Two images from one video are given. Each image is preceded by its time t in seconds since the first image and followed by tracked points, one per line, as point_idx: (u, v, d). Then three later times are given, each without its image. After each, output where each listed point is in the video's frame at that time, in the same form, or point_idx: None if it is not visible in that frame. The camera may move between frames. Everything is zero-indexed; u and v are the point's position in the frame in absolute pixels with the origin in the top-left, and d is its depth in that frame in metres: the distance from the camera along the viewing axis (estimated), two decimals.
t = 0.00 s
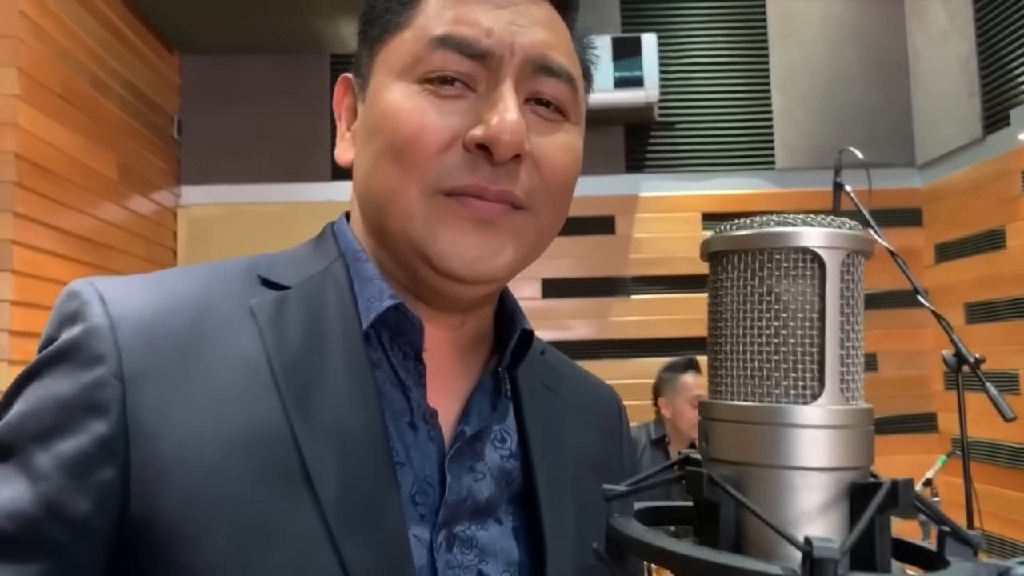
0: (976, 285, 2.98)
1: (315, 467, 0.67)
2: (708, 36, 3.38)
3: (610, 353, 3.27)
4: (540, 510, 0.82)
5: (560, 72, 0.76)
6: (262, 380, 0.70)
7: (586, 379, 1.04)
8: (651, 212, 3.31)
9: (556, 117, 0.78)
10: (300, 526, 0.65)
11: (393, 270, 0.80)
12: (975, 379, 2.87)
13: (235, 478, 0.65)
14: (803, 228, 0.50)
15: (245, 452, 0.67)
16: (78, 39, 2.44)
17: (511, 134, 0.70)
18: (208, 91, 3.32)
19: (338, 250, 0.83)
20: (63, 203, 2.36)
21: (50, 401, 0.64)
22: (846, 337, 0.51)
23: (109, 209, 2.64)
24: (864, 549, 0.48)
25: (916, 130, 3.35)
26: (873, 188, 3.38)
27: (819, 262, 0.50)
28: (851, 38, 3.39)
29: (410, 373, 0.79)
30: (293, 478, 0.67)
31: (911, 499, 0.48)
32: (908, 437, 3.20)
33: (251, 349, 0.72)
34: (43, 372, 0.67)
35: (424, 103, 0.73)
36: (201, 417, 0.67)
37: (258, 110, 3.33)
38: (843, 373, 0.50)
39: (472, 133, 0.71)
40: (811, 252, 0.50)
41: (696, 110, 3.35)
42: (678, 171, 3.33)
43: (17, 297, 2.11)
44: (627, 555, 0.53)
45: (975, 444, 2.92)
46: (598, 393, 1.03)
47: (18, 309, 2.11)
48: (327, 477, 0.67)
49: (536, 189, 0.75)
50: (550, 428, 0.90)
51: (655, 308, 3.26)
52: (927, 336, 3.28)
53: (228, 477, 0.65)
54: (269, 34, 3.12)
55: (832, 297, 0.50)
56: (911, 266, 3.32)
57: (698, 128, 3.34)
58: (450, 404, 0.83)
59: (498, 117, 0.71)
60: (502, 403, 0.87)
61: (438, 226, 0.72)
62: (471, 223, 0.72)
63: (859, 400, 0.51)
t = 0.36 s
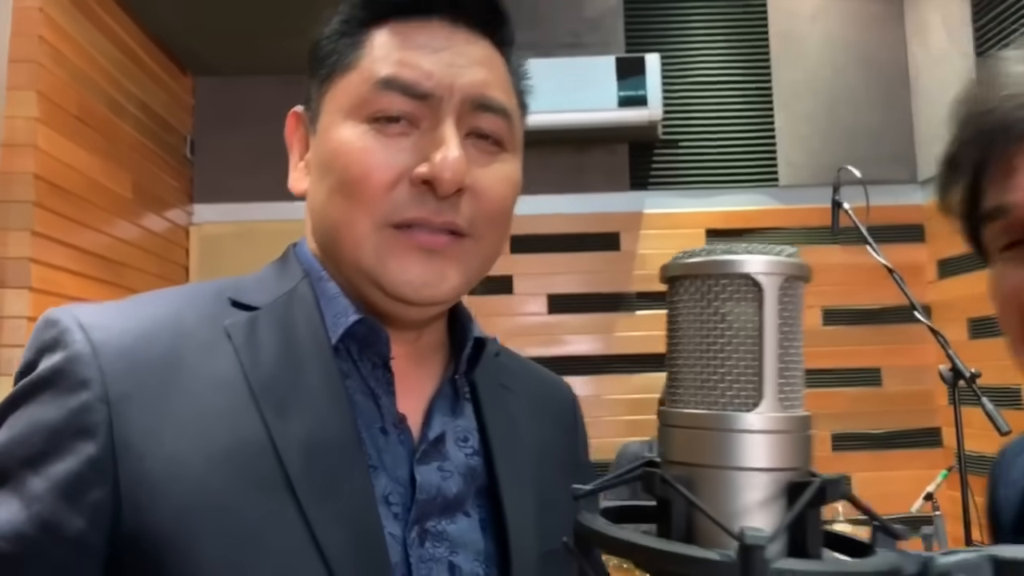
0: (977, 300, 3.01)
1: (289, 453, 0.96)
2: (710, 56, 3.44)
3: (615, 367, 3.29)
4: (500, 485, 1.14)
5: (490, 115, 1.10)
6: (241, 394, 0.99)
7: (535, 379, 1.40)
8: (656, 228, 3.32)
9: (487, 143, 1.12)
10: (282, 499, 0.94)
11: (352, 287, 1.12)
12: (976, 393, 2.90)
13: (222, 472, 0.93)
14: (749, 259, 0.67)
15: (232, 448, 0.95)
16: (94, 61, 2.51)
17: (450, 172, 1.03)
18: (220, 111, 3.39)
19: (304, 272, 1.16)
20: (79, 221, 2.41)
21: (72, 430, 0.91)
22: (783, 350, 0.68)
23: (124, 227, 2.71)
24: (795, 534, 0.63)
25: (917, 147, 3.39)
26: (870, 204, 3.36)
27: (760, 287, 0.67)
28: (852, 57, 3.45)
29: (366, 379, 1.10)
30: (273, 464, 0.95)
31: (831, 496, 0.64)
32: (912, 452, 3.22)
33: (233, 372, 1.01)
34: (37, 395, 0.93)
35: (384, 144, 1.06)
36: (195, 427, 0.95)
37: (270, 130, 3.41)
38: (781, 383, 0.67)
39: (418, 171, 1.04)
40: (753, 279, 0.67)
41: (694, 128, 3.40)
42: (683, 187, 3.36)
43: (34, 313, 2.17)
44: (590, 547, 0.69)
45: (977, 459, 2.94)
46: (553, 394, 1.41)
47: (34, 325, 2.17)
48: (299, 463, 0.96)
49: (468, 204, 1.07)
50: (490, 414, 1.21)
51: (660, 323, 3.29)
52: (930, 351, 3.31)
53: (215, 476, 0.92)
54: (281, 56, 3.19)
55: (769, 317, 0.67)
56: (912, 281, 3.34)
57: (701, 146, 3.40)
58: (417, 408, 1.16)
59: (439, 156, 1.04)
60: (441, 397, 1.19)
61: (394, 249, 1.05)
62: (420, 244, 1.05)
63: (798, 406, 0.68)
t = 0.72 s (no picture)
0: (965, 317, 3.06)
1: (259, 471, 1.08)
2: (702, 77, 3.53)
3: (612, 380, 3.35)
4: (424, 470, 1.24)
5: (415, 190, 1.22)
6: (211, 424, 1.11)
7: (452, 372, 1.49)
8: (651, 245, 3.39)
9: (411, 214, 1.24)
10: (257, 511, 1.06)
11: (295, 332, 1.22)
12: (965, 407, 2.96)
13: (205, 493, 1.05)
14: (646, 276, 0.85)
15: (210, 473, 1.06)
16: (104, 85, 2.60)
17: (389, 246, 1.16)
18: (227, 129, 3.48)
19: (248, 318, 1.25)
20: (89, 239, 2.49)
21: (77, 471, 1.01)
22: (672, 351, 0.85)
23: (132, 244, 2.79)
24: (677, 504, 0.81)
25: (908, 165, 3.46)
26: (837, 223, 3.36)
27: (653, 301, 0.84)
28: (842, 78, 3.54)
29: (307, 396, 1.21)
30: (246, 481, 1.07)
31: (709, 471, 0.81)
32: (903, 465, 3.28)
33: (202, 406, 1.12)
34: (44, 450, 1.04)
35: (323, 224, 1.16)
36: (179, 457, 1.07)
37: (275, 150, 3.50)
38: (670, 378, 0.84)
39: (360, 245, 1.16)
40: (647, 294, 0.84)
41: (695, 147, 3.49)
42: (677, 205, 3.44)
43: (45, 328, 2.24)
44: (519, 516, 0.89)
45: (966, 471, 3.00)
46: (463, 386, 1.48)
47: (45, 339, 2.25)
48: (265, 474, 1.08)
49: (401, 271, 1.20)
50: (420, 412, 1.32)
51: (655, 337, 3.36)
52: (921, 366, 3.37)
53: (199, 499, 1.04)
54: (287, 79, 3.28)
55: (660, 327, 0.84)
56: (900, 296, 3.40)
57: (694, 165, 3.48)
58: (352, 414, 1.25)
59: (379, 237, 1.16)
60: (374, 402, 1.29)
61: (338, 310, 1.16)
62: (359, 304, 1.17)
63: (689, 399, 0.85)
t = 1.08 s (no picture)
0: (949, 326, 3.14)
1: (255, 478, 1.16)
2: (694, 92, 3.62)
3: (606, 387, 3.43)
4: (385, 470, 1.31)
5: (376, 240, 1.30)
6: (212, 437, 1.19)
7: (398, 389, 1.51)
8: (644, 255, 3.48)
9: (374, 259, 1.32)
10: (255, 515, 1.15)
11: (275, 358, 1.29)
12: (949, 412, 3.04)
13: (210, 501, 1.13)
14: (577, 295, 0.85)
15: (213, 482, 1.15)
16: (112, 101, 2.69)
17: (356, 288, 1.24)
18: (232, 143, 3.57)
19: (233, 350, 1.32)
20: (97, 251, 2.58)
21: (99, 487, 1.10)
22: (597, 365, 0.84)
23: (138, 255, 2.87)
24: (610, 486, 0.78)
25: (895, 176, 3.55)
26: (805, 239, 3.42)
27: (585, 317, 0.84)
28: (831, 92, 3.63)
29: (283, 411, 1.29)
30: (243, 487, 1.16)
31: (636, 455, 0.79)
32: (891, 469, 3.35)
33: (201, 423, 1.20)
34: (74, 467, 1.12)
35: (299, 270, 1.24)
36: (188, 468, 1.15)
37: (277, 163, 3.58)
38: (600, 385, 0.84)
39: (331, 289, 1.24)
40: (582, 309, 0.84)
41: (685, 159, 3.58)
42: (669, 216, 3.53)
43: (53, 337, 2.32)
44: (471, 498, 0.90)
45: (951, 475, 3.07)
46: (409, 400, 1.50)
47: (54, 347, 2.33)
48: (258, 479, 1.16)
49: (366, 308, 1.27)
50: (382, 425, 1.39)
51: (648, 345, 3.44)
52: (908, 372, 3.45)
53: (207, 503, 1.13)
54: (289, 94, 3.37)
55: (588, 342, 0.84)
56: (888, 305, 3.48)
57: (687, 177, 3.57)
58: (323, 424, 1.33)
59: (347, 282, 1.24)
60: (342, 414, 1.37)
61: (311, 343, 1.24)
62: (330, 335, 1.25)
63: (616, 399, 0.85)
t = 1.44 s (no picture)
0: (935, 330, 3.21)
1: (257, 473, 1.25)
2: (685, 101, 3.69)
3: (599, 391, 3.50)
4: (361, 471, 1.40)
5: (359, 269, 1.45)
6: (217, 436, 1.27)
7: (366, 404, 1.57)
8: (636, 261, 3.55)
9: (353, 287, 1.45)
10: (257, 506, 1.23)
11: (266, 368, 1.39)
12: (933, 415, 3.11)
13: (216, 493, 1.21)
14: (549, 321, 0.93)
15: (219, 475, 1.23)
16: (116, 113, 2.75)
17: (343, 311, 1.37)
18: (232, 152, 3.64)
19: (229, 361, 1.40)
20: (101, 259, 2.64)
21: (117, 476, 1.15)
22: (568, 384, 0.91)
23: (140, 263, 2.93)
24: (577, 492, 0.85)
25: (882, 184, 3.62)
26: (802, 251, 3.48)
27: (555, 340, 0.92)
28: (820, 102, 3.70)
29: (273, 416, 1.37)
30: (246, 481, 1.24)
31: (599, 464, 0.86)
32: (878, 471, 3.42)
33: (205, 422, 1.28)
34: (93, 458, 1.18)
35: (292, 293, 1.36)
36: (196, 462, 1.22)
37: (276, 172, 3.65)
38: (570, 400, 0.91)
39: (319, 310, 1.36)
40: (551, 333, 0.92)
41: (677, 168, 3.65)
42: (661, 223, 3.60)
43: (58, 343, 2.38)
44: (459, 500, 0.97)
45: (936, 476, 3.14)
46: (376, 414, 1.57)
47: (59, 353, 2.38)
48: (260, 474, 1.24)
49: (348, 328, 1.40)
50: (357, 433, 1.47)
51: (640, 350, 3.51)
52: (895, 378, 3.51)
53: (214, 495, 1.20)
54: (289, 104, 3.44)
55: (559, 363, 0.91)
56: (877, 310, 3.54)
57: (679, 185, 3.64)
58: (308, 428, 1.42)
59: (333, 306, 1.37)
60: (323, 422, 1.45)
61: (299, 359, 1.35)
62: (315, 351, 1.37)
63: (585, 412, 0.92)
